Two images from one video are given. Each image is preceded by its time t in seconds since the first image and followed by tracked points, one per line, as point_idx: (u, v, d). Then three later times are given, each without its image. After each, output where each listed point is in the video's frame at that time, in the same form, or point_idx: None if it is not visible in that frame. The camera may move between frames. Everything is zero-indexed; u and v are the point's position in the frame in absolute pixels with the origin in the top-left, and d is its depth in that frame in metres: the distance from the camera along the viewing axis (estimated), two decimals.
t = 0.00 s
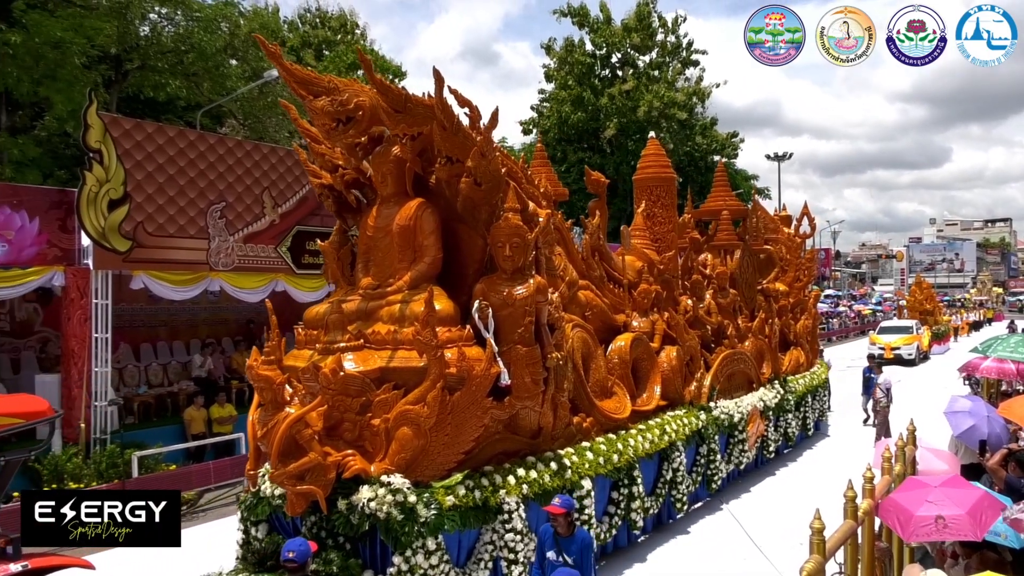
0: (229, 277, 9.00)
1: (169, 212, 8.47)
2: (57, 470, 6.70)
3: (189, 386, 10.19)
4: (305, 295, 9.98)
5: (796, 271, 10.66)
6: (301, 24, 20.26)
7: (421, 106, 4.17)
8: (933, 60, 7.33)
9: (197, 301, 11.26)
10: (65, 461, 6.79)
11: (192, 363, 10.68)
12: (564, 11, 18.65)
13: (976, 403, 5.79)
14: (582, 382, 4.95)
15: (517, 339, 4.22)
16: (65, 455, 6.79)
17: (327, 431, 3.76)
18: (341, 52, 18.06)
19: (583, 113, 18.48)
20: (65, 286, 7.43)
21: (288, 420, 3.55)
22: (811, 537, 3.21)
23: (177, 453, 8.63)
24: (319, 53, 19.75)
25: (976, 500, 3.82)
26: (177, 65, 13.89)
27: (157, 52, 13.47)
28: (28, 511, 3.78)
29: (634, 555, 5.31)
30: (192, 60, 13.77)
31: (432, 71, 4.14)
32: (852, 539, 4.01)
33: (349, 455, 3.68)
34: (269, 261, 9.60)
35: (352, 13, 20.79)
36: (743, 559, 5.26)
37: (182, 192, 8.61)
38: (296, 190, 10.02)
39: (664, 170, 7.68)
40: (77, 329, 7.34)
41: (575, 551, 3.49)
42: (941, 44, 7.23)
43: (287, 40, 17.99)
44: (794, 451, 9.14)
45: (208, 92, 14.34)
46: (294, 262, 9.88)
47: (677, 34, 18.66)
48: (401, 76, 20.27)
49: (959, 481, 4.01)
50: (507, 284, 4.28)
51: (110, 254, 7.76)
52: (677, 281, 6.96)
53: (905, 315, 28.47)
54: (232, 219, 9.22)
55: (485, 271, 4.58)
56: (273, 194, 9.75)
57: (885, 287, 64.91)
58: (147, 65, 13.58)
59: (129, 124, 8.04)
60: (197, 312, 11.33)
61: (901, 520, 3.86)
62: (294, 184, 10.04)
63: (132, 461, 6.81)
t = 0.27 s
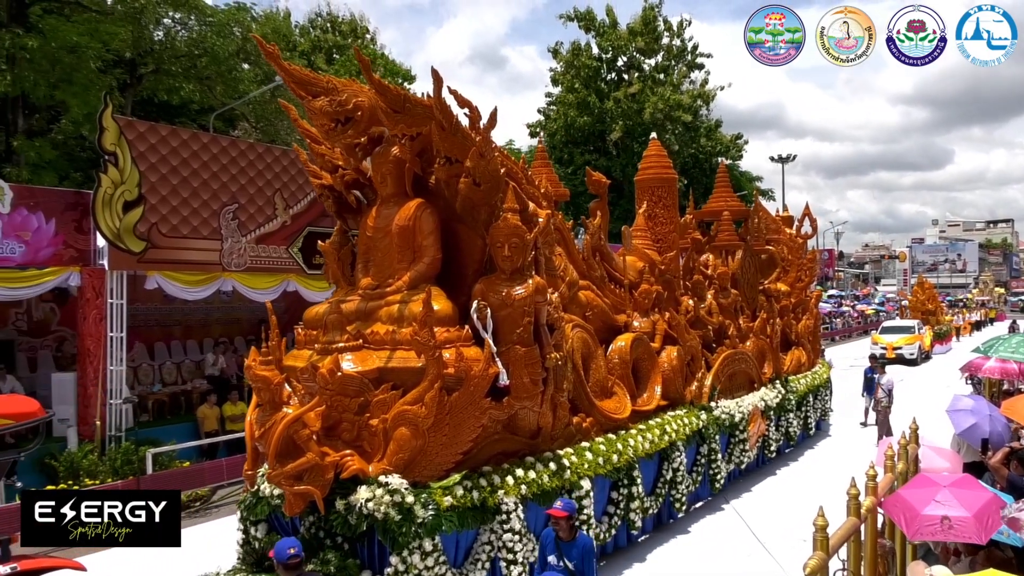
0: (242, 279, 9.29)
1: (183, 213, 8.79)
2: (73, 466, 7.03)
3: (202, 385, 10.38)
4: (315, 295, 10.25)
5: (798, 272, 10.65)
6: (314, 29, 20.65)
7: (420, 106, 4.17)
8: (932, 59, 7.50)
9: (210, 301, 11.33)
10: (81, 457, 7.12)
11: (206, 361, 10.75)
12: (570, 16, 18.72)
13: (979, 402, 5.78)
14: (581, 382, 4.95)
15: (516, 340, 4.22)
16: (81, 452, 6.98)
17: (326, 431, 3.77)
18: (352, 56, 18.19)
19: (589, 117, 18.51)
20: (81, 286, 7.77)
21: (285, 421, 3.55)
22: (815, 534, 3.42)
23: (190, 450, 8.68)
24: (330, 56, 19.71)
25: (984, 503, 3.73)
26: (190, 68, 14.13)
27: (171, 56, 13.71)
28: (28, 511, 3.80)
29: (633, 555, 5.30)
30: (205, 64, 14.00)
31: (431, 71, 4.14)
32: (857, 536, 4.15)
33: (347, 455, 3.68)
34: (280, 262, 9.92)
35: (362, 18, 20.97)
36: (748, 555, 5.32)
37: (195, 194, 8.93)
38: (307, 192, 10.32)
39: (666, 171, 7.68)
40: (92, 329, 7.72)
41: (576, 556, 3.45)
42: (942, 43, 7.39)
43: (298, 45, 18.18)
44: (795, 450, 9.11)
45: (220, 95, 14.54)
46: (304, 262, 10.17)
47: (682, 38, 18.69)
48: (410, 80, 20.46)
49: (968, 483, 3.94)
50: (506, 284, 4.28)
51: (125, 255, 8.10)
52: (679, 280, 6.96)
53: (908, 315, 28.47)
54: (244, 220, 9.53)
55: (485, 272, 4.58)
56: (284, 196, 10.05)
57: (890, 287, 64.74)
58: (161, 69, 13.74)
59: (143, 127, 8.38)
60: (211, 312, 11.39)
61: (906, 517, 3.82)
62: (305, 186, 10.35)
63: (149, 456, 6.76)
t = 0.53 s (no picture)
0: (258, 279, 9.51)
1: (200, 215, 9.02)
2: (93, 463, 7.23)
3: (219, 382, 10.52)
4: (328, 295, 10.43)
5: (802, 272, 10.64)
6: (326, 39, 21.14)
7: (420, 107, 4.19)
8: (932, 59, 7.31)
9: (226, 301, 11.47)
10: (101, 454, 7.28)
11: (223, 360, 10.88)
12: (579, 20, 18.79)
13: (984, 401, 5.74)
14: (583, 383, 4.95)
15: (516, 340, 4.22)
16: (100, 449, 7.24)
17: (326, 430, 3.79)
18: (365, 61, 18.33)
19: (597, 120, 18.55)
20: (101, 287, 7.93)
21: (285, 421, 3.58)
22: (821, 530, 3.37)
23: (208, 446, 8.83)
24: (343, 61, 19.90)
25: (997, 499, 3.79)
26: (207, 74, 14.08)
27: (189, 61, 13.80)
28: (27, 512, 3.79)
29: (635, 555, 5.29)
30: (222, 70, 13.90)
31: (431, 72, 4.14)
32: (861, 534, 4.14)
33: (347, 455, 3.70)
34: (296, 262, 10.11)
35: (375, 23, 21.14)
36: (754, 551, 5.39)
37: (211, 196, 9.17)
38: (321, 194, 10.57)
39: (670, 172, 7.66)
40: (111, 328, 7.82)
41: (583, 557, 3.45)
42: (941, 44, 7.20)
43: (312, 49, 18.36)
44: (799, 450, 9.08)
45: (236, 99, 14.71)
46: (319, 263, 10.38)
47: (690, 42, 18.69)
48: (421, 84, 20.65)
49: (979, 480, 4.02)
50: (507, 284, 4.28)
51: (144, 255, 8.25)
52: (682, 280, 6.96)
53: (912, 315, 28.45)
54: (260, 222, 9.75)
55: (486, 271, 4.58)
56: (299, 197, 10.29)
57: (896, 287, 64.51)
58: (179, 74, 13.97)
59: (161, 131, 8.62)
60: (228, 312, 11.54)
61: (922, 514, 3.86)
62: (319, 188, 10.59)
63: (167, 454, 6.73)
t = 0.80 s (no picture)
0: (274, 280, 9.70)
1: (218, 217, 9.17)
2: (113, 459, 7.63)
3: (236, 380, 10.65)
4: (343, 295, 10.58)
5: (809, 272, 10.59)
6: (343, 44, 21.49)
7: (422, 107, 4.20)
8: (933, 57, 7.64)
9: (244, 301, 11.65)
10: (121, 451, 7.68)
11: (241, 359, 10.99)
12: (589, 24, 18.85)
13: (991, 399, 5.68)
14: (587, 383, 4.95)
15: (517, 340, 4.21)
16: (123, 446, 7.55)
17: (328, 431, 3.84)
18: (380, 64, 18.43)
19: (608, 122, 18.52)
20: (121, 287, 8.17)
21: (287, 420, 3.62)
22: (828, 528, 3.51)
23: (225, 443, 9.00)
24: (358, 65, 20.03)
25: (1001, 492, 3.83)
26: (226, 77, 14.45)
27: (207, 66, 14.08)
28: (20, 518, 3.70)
29: (639, 555, 5.27)
30: (240, 73, 14.26)
31: (432, 71, 4.12)
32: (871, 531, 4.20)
33: (349, 455, 3.75)
34: (312, 263, 10.26)
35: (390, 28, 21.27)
36: (762, 549, 5.43)
37: (229, 198, 9.33)
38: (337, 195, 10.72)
39: (676, 172, 7.65)
40: (131, 327, 8.10)
41: (589, 559, 3.43)
42: (942, 45, 7.45)
43: (327, 53, 18.48)
44: (806, 449, 9.04)
45: (253, 103, 14.87)
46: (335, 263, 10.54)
47: (699, 45, 18.66)
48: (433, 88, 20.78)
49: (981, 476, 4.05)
50: (509, 284, 4.28)
51: (163, 257, 8.44)
52: (688, 281, 6.96)
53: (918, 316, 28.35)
54: (277, 223, 9.91)
55: (489, 272, 4.57)
56: (315, 199, 10.45)
57: (902, 287, 64.25)
58: (197, 78, 14.26)
59: (180, 134, 8.77)
60: (245, 311, 11.70)
61: (931, 510, 3.83)
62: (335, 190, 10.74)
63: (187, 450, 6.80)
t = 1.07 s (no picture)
0: (289, 280, 10.00)
1: (235, 218, 9.46)
2: (133, 456, 7.72)
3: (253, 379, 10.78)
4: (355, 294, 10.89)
5: (814, 273, 10.57)
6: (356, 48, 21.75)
7: (423, 107, 4.20)
8: (932, 56, 7.58)
9: (261, 301, 11.89)
10: (140, 448, 7.80)
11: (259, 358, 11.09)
12: (600, 27, 18.74)
13: (997, 398, 5.63)
14: (589, 383, 4.94)
15: (519, 340, 4.21)
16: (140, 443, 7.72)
17: (329, 431, 3.88)
18: (393, 68, 18.56)
19: (618, 124, 18.52)
20: (141, 287, 8.34)
21: (286, 421, 3.67)
22: (835, 525, 3.39)
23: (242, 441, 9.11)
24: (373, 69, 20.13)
25: (1000, 488, 3.93)
26: (242, 81, 14.55)
27: (224, 70, 14.18)
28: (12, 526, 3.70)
29: (641, 555, 5.26)
30: (257, 77, 14.49)
31: (433, 70, 4.12)
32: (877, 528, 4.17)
33: (349, 456, 3.81)
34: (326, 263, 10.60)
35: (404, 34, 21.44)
36: (771, 546, 5.49)
37: (246, 200, 9.62)
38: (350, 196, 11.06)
39: (680, 173, 7.62)
40: (151, 326, 8.22)
41: (586, 564, 3.44)
42: (942, 45, 7.49)
43: (341, 57, 18.63)
44: (811, 449, 9.00)
45: (270, 107, 15.11)
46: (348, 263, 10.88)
47: (708, 49, 18.60)
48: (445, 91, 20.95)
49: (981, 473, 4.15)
50: (510, 285, 4.27)
51: (181, 257, 8.61)
52: (692, 281, 6.98)
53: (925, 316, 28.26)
54: (292, 224, 10.23)
55: (491, 272, 4.57)
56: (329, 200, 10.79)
57: (909, 286, 63.94)
58: (214, 82, 14.31)
59: (197, 137, 9.04)
60: (262, 311, 11.93)
61: (929, 507, 3.98)
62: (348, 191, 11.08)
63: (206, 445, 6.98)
